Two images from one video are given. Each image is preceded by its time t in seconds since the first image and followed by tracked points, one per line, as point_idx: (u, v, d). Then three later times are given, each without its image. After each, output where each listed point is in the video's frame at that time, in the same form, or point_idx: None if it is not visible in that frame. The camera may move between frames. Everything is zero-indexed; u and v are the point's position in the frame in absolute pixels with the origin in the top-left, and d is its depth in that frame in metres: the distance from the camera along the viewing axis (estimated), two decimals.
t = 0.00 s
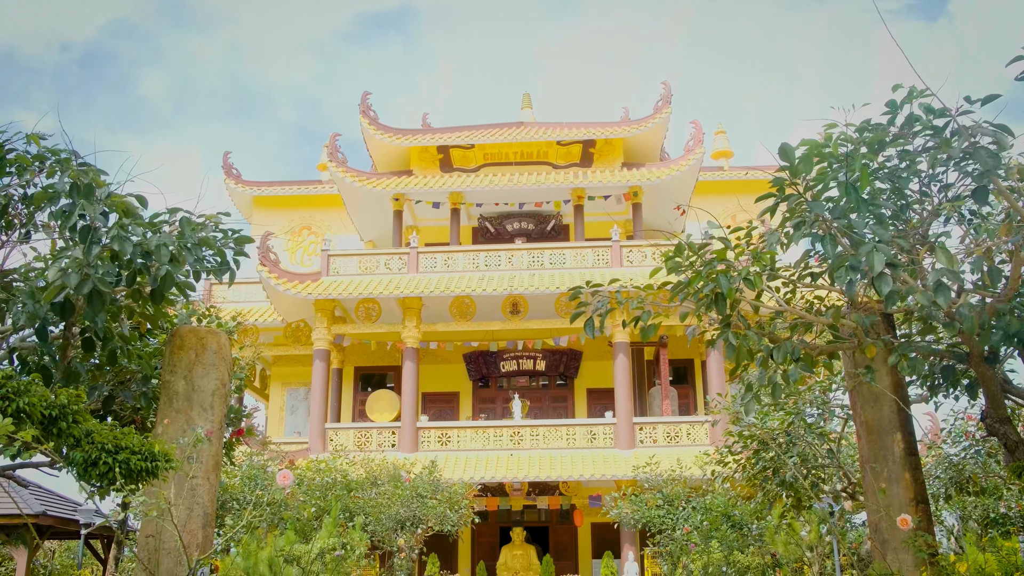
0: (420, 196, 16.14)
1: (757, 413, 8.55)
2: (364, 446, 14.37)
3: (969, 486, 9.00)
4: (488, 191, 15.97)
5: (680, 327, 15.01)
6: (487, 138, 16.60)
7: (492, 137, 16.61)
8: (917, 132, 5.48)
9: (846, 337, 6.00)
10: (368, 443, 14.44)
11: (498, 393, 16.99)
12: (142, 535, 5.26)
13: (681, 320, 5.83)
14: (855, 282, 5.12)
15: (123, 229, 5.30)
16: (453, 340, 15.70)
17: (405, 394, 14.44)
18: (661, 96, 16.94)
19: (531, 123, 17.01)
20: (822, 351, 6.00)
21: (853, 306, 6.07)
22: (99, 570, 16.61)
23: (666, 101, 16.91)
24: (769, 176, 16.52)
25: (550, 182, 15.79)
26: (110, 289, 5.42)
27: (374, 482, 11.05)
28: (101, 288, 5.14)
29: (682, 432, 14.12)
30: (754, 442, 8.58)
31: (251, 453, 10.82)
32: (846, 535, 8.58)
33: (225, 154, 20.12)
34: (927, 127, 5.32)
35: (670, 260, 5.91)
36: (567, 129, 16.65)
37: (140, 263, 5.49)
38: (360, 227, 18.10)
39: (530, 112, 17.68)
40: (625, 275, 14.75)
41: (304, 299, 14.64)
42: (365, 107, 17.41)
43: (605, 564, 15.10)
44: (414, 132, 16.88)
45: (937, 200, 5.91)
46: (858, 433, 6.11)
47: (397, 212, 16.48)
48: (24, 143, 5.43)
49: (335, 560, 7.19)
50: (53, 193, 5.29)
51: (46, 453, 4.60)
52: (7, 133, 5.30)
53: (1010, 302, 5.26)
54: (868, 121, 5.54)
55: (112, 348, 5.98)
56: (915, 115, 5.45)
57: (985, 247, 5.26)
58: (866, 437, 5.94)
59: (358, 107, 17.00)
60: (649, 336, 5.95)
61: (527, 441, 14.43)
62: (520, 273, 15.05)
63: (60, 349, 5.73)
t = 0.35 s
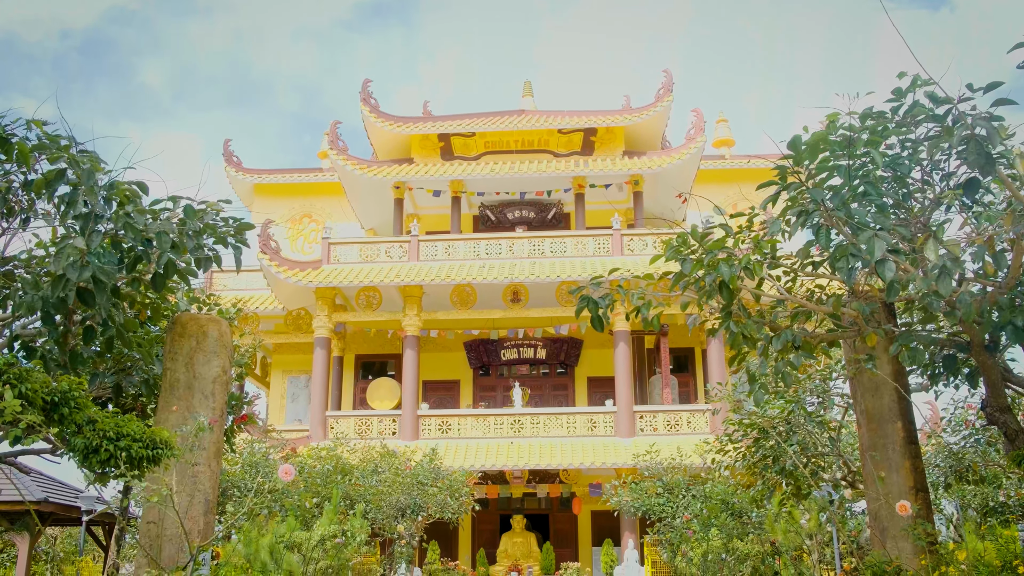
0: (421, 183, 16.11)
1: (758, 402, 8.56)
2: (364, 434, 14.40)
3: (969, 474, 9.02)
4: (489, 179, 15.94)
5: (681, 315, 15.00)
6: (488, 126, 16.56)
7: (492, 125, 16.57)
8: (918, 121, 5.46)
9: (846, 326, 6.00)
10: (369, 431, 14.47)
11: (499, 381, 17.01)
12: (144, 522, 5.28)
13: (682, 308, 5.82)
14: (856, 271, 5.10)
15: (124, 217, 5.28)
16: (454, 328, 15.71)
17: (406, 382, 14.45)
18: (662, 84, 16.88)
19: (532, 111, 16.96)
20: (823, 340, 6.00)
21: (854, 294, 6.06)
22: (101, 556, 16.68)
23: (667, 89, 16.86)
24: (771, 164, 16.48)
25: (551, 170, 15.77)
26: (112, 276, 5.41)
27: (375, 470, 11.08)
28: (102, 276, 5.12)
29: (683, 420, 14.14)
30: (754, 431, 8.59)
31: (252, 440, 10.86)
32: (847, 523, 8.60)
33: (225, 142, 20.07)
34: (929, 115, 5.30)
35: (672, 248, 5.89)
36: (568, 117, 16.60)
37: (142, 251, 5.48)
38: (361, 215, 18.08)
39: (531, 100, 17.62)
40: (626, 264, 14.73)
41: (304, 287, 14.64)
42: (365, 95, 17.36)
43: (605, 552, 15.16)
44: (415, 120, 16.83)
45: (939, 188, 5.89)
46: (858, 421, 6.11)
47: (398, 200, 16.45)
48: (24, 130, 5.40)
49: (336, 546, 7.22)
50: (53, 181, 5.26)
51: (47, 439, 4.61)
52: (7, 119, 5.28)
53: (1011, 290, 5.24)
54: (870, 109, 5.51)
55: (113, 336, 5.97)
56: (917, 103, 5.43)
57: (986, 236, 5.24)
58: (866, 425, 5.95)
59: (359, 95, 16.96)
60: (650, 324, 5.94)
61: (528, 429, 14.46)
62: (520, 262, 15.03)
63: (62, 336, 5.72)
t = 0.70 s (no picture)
0: (422, 173, 16.09)
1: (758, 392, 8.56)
2: (365, 424, 14.42)
3: (969, 464, 9.04)
4: (490, 169, 15.92)
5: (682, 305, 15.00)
6: (489, 116, 16.52)
7: (493, 115, 16.53)
8: (921, 110, 5.44)
9: (848, 316, 6.00)
10: (370, 421, 14.49)
11: (500, 371, 17.03)
12: (146, 511, 5.27)
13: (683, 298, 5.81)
14: (858, 262, 5.08)
15: (128, 207, 5.27)
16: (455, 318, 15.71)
17: (406, 372, 14.46)
18: (663, 74, 16.83)
19: (533, 101, 16.92)
20: (824, 330, 5.99)
21: (856, 285, 6.05)
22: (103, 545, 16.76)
23: (669, 79, 16.81)
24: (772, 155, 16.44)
25: (552, 160, 15.74)
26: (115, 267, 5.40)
27: (376, 459, 11.12)
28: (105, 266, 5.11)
29: (683, 411, 14.16)
30: (755, 421, 8.58)
31: (253, 430, 10.88)
32: (847, 513, 8.62)
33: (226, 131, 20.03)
34: (932, 105, 5.28)
35: (673, 238, 5.88)
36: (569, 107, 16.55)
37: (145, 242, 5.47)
38: (362, 205, 18.07)
39: (532, 90, 17.58)
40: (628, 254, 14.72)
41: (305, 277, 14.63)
42: (366, 85, 17.31)
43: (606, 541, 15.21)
44: (417, 110, 16.79)
45: (941, 178, 5.87)
46: (858, 412, 6.12)
47: (399, 190, 16.44)
48: (27, 120, 5.38)
49: (337, 534, 7.24)
50: (56, 171, 5.24)
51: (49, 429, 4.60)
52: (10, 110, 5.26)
53: (1013, 281, 5.22)
54: (873, 99, 5.49)
55: (115, 326, 5.96)
56: (920, 93, 5.41)
57: (988, 226, 5.22)
58: (867, 415, 5.95)
59: (360, 85, 16.92)
60: (651, 314, 5.93)
61: (529, 419, 14.48)
62: (521, 252, 15.02)
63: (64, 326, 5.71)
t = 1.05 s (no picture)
0: (423, 161, 16.05)
1: (759, 379, 8.58)
2: (367, 411, 14.46)
3: (969, 451, 9.06)
4: (491, 156, 15.89)
5: (683, 293, 15.00)
6: (489, 103, 16.47)
7: (494, 102, 16.48)
8: (922, 97, 5.41)
9: (849, 303, 5.99)
10: (371, 408, 14.53)
11: (501, 358, 17.05)
12: (148, 498, 5.30)
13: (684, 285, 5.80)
14: (859, 248, 5.06)
15: (129, 194, 5.25)
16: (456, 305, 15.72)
17: (408, 360, 14.47)
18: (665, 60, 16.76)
19: (534, 88, 16.86)
20: (824, 317, 5.99)
21: (857, 272, 6.03)
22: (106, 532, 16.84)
23: (670, 66, 16.74)
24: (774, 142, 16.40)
25: (553, 147, 15.71)
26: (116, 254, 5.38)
27: (377, 447, 11.14)
28: (106, 253, 5.10)
29: (684, 398, 14.19)
30: (755, 408, 8.58)
31: (255, 418, 10.91)
32: (846, 501, 8.65)
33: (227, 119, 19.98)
34: (934, 91, 5.25)
35: (675, 224, 5.86)
36: (570, 94, 16.50)
37: (145, 229, 5.46)
38: (363, 193, 18.05)
39: (533, 77, 17.51)
40: (629, 241, 14.70)
41: (306, 265, 14.63)
42: (366, 72, 17.25)
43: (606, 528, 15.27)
44: (417, 97, 16.74)
45: (943, 165, 5.86)
46: (859, 399, 6.13)
47: (399, 177, 16.41)
48: (27, 107, 5.35)
49: (339, 521, 7.26)
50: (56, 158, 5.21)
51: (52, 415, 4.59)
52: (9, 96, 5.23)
53: (1015, 268, 5.20)
54: (874, 85, 5.47)
55: (115, 312, 5.95)
56: (922, 79, 5.38)
57: (990, 213, 5.20)
58: (867, 402, 5.96)
59: (360, 72, 16.86)
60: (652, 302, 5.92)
61: (530, 407, 14.51)
62: (522, 239, 15.01)
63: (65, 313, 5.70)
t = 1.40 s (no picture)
0: (424, 150, 16.02)
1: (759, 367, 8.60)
2: (368, 400, 14.48)
3: (970, 439, 9.07)
4: (491, 145, 15.85)
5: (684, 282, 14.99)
6: (490, 92, 16.42)
7: (495, 91, 16.43)
8: (924, 85, 5.39)
9: (849, 292, 5.99)
10: (373, 397, 14.55)
11: (502, 347, 17.06)
12: (150, 486, 5.31)
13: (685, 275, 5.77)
14: (859, 236, 5.05)
15: (129, 184, 5.23)
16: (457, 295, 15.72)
17: (409, 349, 14.49)
18: (666, 49, 16.70)
19: (535, 77, 16.81)
20: (825, 306, 5.99)
21: (857, 261, 6.02)
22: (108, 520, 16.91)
23: (671, 54, 16.68)
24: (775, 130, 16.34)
25: (554, 136, 15.67)
26: (116, 244, 5.37)
27: (379, 436, 11.17)
28: (106, 242, 5.08)
29: (684, 387, 14.21)
30: (755, 397, 8.58)
31: (257, 407, 10.94)
32: (847, 489, 8.68)
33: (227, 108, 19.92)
34: (935, 79, 5.23)
35: (676, 213, 5.84)
36: (571, 83, 16.44)
37: (145, 219, 5.44)
38: (364, 182, 18.02)
39: (534, 66, 17.45)
40: (630, 230, 14.68)
41: (307, 254, 14.62)
42: (366, 60, 17.20)
43: (607, 516, 15.33)
44: (417, 86, 16.69)
45: (944, 153, 5.84)
46: (859, 387, 6.13)
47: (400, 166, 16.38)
48: (26, 96, 5.32)
49: (340, 509, 7.28)
50: (56, 148, 5.18)
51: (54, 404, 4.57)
52: (9, 85, 5.20)
53: (1015, 257, 5.19)
54: (875, 74, 5.44)
55: (114, 302, 5.94)
56: (923, 67, 5.36)
57: (991, 201, 5.18)
58: (868, 391, 5.97)
59: (360, 61, 16.81)
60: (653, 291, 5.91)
61: (530, 396, 14.53)
62: (523, 228, 14.99)
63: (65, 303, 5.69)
